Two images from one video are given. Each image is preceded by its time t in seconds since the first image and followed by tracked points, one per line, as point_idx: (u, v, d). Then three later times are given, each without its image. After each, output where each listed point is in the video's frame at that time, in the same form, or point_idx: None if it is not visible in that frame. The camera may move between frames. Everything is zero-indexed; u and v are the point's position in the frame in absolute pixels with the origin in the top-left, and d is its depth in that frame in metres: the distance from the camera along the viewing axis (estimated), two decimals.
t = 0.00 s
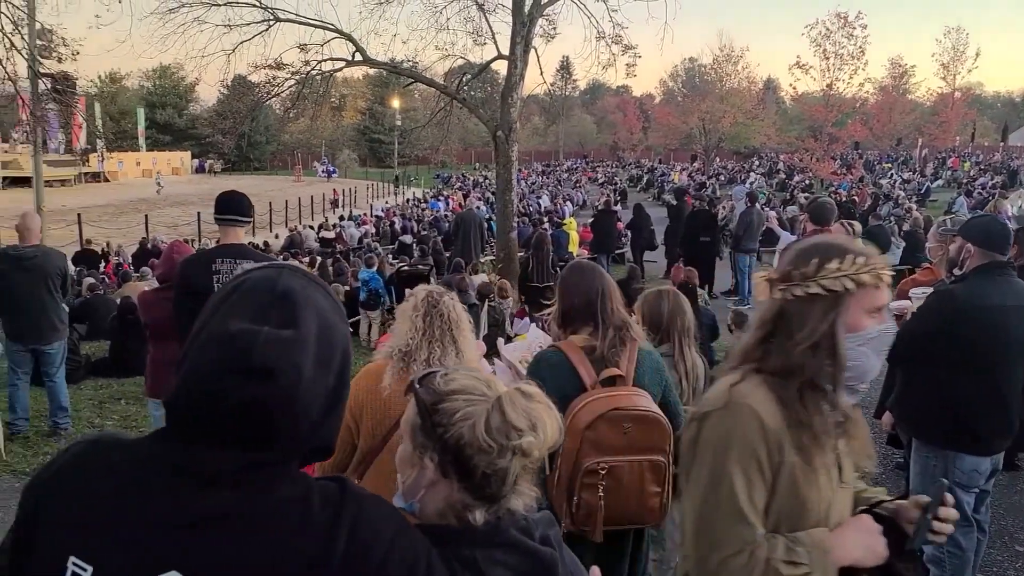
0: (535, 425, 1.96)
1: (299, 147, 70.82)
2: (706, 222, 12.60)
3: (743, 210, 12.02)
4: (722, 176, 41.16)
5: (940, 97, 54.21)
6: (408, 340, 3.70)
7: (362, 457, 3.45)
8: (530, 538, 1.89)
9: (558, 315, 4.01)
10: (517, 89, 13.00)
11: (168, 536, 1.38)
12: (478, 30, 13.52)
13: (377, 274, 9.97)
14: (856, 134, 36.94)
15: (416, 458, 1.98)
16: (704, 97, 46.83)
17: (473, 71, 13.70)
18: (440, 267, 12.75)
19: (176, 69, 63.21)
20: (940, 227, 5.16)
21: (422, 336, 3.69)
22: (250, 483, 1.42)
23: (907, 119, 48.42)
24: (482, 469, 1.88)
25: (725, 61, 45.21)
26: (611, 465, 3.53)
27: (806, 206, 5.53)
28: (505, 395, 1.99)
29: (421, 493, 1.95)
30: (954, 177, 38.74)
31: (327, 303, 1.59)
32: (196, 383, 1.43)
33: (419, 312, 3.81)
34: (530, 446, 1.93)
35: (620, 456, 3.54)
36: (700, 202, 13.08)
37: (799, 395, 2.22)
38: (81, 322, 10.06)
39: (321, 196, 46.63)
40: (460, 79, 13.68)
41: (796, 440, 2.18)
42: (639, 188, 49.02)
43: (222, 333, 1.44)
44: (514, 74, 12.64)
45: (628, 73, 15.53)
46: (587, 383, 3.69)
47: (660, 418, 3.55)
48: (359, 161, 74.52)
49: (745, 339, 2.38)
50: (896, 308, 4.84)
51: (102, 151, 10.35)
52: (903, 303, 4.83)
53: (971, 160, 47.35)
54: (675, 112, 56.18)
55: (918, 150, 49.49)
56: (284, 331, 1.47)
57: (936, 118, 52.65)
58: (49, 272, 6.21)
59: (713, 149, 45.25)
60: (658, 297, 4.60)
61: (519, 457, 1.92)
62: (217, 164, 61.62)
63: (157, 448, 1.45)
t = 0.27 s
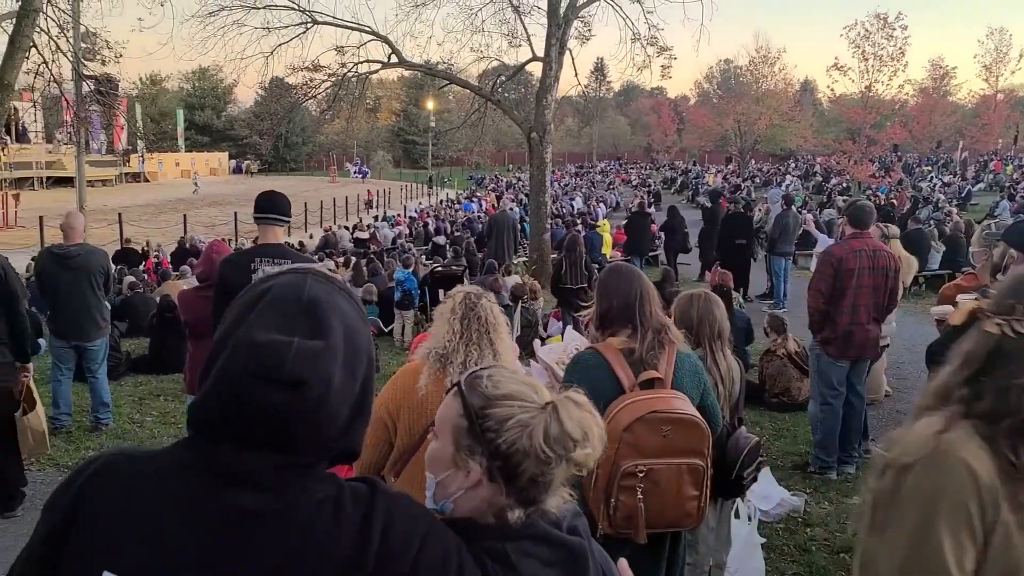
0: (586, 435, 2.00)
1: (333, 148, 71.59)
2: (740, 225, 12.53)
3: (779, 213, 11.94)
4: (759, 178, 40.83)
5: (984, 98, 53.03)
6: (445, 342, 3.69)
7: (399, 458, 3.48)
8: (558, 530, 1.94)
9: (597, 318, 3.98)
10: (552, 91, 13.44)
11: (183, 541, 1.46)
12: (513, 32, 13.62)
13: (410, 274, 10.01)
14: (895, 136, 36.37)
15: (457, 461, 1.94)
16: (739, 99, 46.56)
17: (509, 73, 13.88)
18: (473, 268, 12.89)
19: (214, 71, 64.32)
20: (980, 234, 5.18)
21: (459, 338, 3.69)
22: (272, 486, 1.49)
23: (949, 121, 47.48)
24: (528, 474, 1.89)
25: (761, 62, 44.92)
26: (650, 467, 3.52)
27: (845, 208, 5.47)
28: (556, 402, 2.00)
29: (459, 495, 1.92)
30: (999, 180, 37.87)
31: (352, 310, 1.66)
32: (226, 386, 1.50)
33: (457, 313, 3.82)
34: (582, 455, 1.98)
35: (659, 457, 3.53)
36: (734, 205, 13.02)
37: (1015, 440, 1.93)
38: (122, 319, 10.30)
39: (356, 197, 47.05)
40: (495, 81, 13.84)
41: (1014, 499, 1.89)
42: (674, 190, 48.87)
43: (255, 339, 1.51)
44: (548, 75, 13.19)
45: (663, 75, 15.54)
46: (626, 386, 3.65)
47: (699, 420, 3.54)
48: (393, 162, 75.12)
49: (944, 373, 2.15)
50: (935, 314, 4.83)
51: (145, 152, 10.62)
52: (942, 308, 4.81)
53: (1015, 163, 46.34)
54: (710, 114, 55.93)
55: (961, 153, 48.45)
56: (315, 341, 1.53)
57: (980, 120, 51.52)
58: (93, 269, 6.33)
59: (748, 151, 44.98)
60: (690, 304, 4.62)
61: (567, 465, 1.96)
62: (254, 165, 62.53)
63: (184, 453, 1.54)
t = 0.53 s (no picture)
0: (592, 427, 2.00)
1: (358, 151, 72.01)
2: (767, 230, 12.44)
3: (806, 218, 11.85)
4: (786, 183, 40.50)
5: (1018, 102, 52.12)
6: (473, 345, 3.75)
7: (420, 460, 3.33)
8: (568, 527, 1.97)
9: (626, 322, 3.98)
10: (577, 95, 13.42)
11: (192, 542, 1.50)
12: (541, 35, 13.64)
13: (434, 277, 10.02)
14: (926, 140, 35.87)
15: (465, 468, 1.90)
16: (766, 102, 46.25)
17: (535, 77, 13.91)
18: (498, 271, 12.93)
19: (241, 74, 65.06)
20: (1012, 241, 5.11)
21: (487, 341, 3.74)
22: (283, 483, 1.53)
23: (982, 124, 46.71)
24: (541, 470, 1.89)
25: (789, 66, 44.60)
26: (679, 470, 3.51)
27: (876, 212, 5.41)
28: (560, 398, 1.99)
29: (471, 501, 1.89)
30: None
31: (349, 302, 1.73)
32: (231, 381, 1.55)
33: (485, 316, 3.85)
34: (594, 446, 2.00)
35: (686, 460, 3.51)
36: (761, 209, 12.94)
37: None
38: (151, 319, 10.44)
39: (381, 200, 47.30)
40: (521, 85, 13.89)
41: None
42: (700, 194, 48.62)
43: (257, 330, 1.56)
44: (575, 79, 13.14)
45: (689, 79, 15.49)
46: (655, 388, 3.63)
47: (729, 423, 3.51)
48: (417, 165, 75.41)
49: None
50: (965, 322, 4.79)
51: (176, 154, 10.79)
52: (973, 317, 4.76)
53: None
54: (737, 118, 55.64)
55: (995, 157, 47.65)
56: (318, 327, 1.60)
57: (1014, 124, 50.65)
58: (125, 269, 6.44)
59: (775, 155, 44.65)
60: (714, 308, 4.61)
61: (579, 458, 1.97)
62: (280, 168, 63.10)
63: (192, 455, 1.58)
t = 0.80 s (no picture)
0: (610, 434, 1.99)
1: (381, 155, 72.36)
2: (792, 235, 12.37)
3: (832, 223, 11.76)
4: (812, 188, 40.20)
5: None
6: (500, 348, 3.77)
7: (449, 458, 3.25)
8: (581, 528, 1.94)
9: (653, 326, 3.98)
10: (602, 99, 13.42)
11: (201, 546, 1.50)
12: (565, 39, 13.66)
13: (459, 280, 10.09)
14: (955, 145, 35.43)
15: (481, 464, 1.91)
16: (792, 107, 45.97)
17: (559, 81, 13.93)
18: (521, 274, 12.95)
19: (267, 78, 65.71)
20: None
21: (513, 344, 3.75)
22: (294, 486, 1.53)
23: (1012, 129, 46.05)
24: (555, 473, 1.89)
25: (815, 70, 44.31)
26: (705, 474, 3.48)
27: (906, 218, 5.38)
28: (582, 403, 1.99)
29: (483, 499, 1.89)
30: None
31: (370, 309, 1.74)
32: (248, 381, 1.57)
33: (511, 318, 3.85)
34: (609, 453, 1.99)
35: (712, 465, 3.48)
36: (786, 213, 12.86)
37: None
38: (178, 320, 10.55)
39: (404, 203, 47.51)
40: (545, 88, 13.92)
41: None
42: (724, 199, 48.39)
43: (272, 332, 1.58)
44: (599, 84, 13.14)
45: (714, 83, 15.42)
46: (681, 391, 3.61)
47: (757, 430, 3.49)
48: (440, 169, 75.67)
49: None
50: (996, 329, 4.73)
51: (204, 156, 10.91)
52: (1005, 323, 4.70)
53: None
54: (761, 122, 55.33)
55: None
56: (331, 333, 1.61)
57: None
58: (155, 272, 6.51)
59: (800, 160, 44.35)
60: (739, 312, 4.57)
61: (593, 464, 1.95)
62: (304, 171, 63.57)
63: (204, 459, 1.58)
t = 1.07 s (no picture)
0: (622, 449, 1.99)
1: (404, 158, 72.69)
2: (819, 238, 12.28)
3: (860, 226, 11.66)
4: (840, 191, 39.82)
5: None
6: (526, 351, 3.76)
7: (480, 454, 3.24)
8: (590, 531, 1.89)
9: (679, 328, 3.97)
10: (627, 102, 13.40)
11: (204, 541, 1.52)
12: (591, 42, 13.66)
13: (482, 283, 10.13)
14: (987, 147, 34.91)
15: (493, 463, 1.92)
16: (818, 108, 45.61)
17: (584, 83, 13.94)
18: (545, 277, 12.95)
19: (292, 82, 66.27)
20: None
21: (539, 347, 3.74)
22: (296, 483, 1.51)
23: None
24: (565, 484, 1.89)
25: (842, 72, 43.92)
26: (731, 479, 3.46)
27: (936, 220, 5.31)
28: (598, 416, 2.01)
29: (493, 500, 1.88)
30: None
31: (372, 306, 1.68)
32: (249, 379, 1.56)
33: (537, 321, 3.85)
34: (620, 470, 1.99)
35: (738, 470, 3.46)
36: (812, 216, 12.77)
37: None
38: (205, 322, 10.67)
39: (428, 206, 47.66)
40: (570, 91, 13.94)
41: None
42: (750, 201, 48.07)
43: (270, 330, 1.57)
44: (624, 86, 13.11)
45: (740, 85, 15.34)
46: (708, 395, 3.58)
47: (784, 434, 3.45)
48: (463, 172, 75.85)
49: None
50: None
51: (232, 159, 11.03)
52: None
53: None
54: (786, 124, 54.92)
55: None
56: (326, 333, 1.57)
57: None
58: (183, 273, 6.59)
59: (827, 162, 43.96)
60: (766, 315, 4.53)
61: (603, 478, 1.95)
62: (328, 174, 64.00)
63: (212, 453, 1.60)
